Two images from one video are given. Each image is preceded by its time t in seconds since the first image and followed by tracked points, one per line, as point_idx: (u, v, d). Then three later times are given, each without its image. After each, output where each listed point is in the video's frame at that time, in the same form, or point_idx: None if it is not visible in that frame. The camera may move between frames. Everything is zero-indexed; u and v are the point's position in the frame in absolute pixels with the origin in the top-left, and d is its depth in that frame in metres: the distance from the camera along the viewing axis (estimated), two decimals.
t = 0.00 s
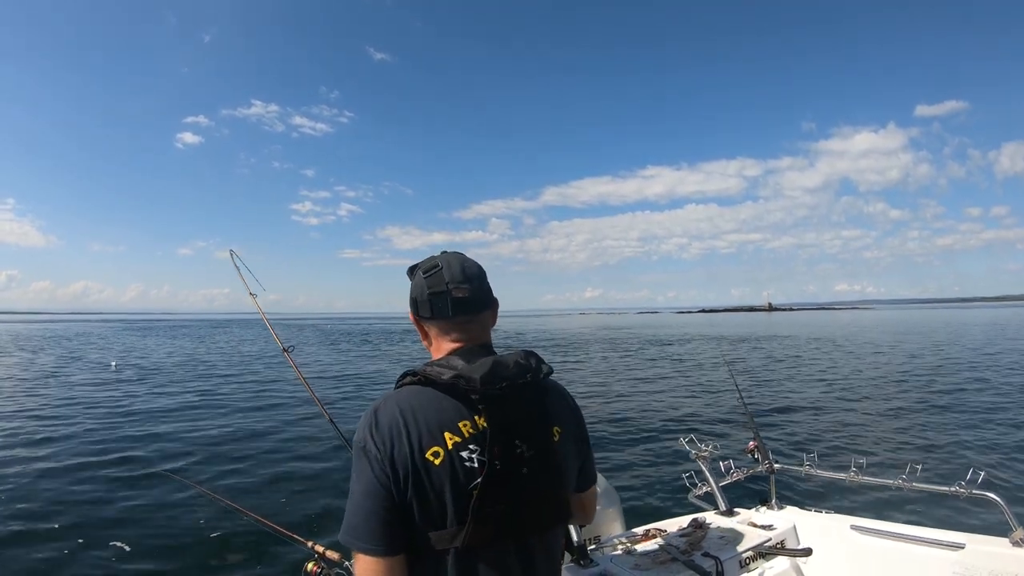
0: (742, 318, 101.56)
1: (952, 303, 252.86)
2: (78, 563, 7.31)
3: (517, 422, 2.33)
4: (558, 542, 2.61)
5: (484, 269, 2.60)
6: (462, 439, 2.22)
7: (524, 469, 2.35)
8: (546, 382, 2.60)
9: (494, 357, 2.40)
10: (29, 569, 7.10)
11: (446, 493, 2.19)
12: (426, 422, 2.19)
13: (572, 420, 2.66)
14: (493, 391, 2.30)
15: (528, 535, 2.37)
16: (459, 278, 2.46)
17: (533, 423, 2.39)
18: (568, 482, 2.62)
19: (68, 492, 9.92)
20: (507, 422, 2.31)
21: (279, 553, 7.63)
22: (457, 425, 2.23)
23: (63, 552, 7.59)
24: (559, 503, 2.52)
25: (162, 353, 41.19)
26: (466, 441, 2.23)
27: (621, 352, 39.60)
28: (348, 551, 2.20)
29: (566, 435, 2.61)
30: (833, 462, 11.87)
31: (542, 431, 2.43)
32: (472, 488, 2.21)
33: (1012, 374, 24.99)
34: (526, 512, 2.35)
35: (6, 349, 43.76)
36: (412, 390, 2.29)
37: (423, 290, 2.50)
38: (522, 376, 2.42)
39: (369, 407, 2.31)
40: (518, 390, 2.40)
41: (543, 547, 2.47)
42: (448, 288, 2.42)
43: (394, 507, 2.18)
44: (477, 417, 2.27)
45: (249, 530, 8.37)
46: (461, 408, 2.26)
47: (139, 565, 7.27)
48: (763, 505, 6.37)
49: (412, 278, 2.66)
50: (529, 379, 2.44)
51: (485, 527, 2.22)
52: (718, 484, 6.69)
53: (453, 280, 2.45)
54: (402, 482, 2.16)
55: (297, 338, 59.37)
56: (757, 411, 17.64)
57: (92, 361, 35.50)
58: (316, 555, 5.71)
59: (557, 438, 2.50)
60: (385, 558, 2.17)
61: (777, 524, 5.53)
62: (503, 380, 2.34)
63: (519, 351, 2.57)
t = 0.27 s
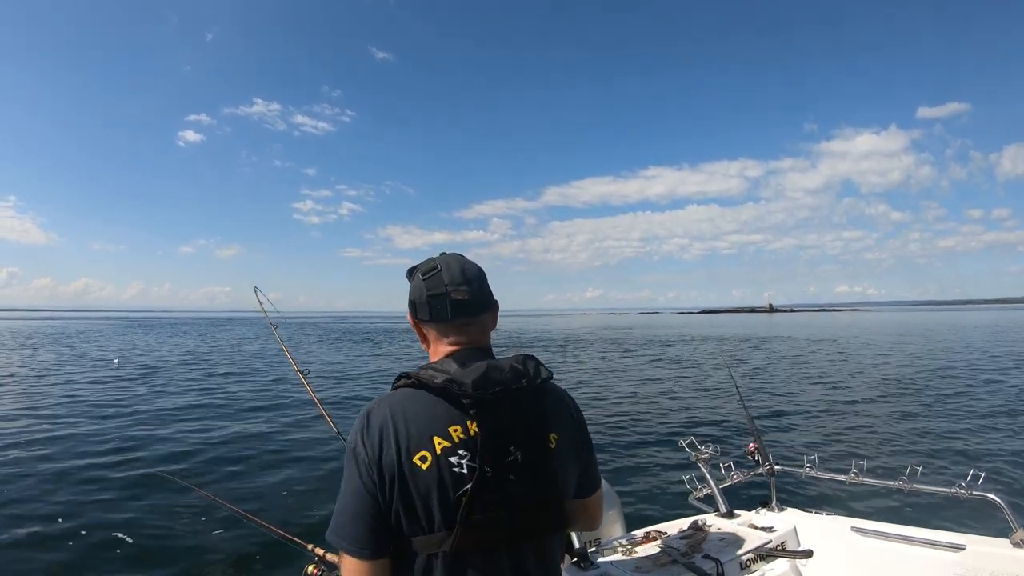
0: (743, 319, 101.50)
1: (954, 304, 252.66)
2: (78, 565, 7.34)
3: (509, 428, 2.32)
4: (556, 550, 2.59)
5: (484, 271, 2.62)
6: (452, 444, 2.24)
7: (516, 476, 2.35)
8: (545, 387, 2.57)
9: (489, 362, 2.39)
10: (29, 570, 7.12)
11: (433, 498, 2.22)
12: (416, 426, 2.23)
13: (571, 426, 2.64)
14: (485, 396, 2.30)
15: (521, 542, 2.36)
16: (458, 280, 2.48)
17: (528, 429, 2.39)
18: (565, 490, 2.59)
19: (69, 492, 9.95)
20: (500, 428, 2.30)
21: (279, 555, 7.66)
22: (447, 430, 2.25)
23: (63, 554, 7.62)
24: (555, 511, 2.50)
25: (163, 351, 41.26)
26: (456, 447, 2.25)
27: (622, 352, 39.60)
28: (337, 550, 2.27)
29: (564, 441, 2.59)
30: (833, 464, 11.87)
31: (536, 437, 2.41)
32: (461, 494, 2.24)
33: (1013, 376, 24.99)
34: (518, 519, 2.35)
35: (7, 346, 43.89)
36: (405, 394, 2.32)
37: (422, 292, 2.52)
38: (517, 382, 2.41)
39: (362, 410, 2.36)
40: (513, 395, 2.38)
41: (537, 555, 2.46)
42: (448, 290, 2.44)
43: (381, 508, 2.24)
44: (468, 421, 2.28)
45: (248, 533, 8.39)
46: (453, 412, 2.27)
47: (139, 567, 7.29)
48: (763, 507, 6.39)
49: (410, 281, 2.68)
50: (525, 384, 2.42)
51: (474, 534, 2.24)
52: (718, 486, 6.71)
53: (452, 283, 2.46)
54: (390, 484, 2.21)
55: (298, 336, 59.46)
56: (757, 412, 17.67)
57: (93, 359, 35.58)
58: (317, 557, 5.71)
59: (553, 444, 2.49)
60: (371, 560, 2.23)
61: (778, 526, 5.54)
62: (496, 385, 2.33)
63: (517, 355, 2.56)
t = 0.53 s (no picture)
0: (744, 320, 101.32)
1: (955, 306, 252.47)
2: (76, 552, 7.35)
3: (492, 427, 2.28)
4: (550, 559, 2.47)
5: (484, 268, 2.64)
6: (433, 441, 2.25)
7: (498, 478, 2.30)
8: (540, 388, 2.48)
9: (478, 360, 2.37)
10: (27, 557, 7.14)
11: (412, 493, 2.24)
12: (398, 421, 2.26)
13: (568, 430, 2.52)
14: (468, 395, 2.27)
15: (504, 545, 2.31)
16: (457, 273, 2.51)
17: (513, 429, 2.32)
18: (558, 496, 2.47)
19: (68, 484, 9.96)
20: (482, 427, 2.27)
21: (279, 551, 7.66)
22: (430, 427, 2.26)
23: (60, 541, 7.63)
24: (544, 518, 2.40)
25: (164, 349, 41.26)
26: (437, 444, 2.25)
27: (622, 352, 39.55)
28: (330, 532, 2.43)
29: (559, 445, 2.47)
30: (833, 465, 11.85)
31: (523, 438, 2.34)
32: (440, 492, 2.24)
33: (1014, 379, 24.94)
34: (500, 521, 2.30)
35: (8, 343, 43.91)
36: (395, 388, 2.37)
37: (421, 286, 2.54)
38: (505, 381, 2.34)
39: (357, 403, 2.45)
40: (500, 394, 2.32)
41: (525, 562, 2.37)
42: (446, 283, 2.47)
43: (365, 498, 2.33)
44: (452, 419, 2.27)
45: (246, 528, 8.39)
46: (437, 409, 2.28)
47: (137, 555, 7.30)
48: (762, 508, 6.38)
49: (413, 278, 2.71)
50: (513, 384, 2.35)
51: (453, 532, 2.23)
52: (717, 487, 6.70)
53: (451, 276, 2.50)
54: (371, 476, 2.29)
55: (298, 335, 59.46)
56: (757, 413, 17.66)
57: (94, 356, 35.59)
58: (316, 555, 5.70)
59: (544, 448, 2.39)
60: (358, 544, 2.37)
61: (777, 528, 5.53)
62: (481, 383, 2.30)
63: (512, 356, 2.51)
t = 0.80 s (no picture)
0: (744, 319, 101.21)
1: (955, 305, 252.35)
2: (73, 556, 7.39)
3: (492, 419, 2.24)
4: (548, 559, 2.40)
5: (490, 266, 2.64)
6: (434, 431, 2.23)
7: (497, 470, 2.26)
8: (543, 383, 2.43)
9: (481, 353, 2.35)
10: (25, 561, 7.15)
11: (413, 482, 2.23)
12: (400, 411, 2.26)
13: (571, 426, 2.44)
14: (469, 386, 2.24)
15: (502, 538, 2.27)
16: (462, 269, 2.52)
17: (513, 421, 2.28)
18: (558, 495, 2.40)
19: (66, 486, 9.99)
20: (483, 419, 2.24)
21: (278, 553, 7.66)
22: (432, 417, 2.24)
23: (57, 546, 7.66)
24: (543, 514, 2.33)
25: (164, 348, 41.36)
26: (437, 434, 2.24)
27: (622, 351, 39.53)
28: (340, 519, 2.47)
29: (561, 443, 2.40)
30: (831, 464, 11.84)
31: (524, 430, 2.29)
32: (440, 482, 2.22)
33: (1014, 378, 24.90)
34: (499, 514, 2.25)
35: (8, 342, 44.05)
36: (399, 379, 2.37)
37: (427, 282, 2.56)
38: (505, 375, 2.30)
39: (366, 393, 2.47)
40: (502, 386, 2.29)
41: (522, 559, 2.32)
42: (450, 278, 2.48)
43: (370, 488, 2.34)
44: (454, 410, 2.25)
45: (244, 530, 8.41)
46: (439, 399, 2.26)
47: (133, 560, 7.33)
48: (760, 509, 6.37)
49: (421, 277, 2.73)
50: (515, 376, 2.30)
51: (452, 522, 2.22)
52: (715, 488, 6.69)
53: (455, 272, 2.51)
54: (374, 465, 2.29)
55: (298, 333, 59.58)
56: (757, 412, 17.64)
57: (94, 355, 35.69)
58: (313, 553, 5.69)
59: (544, 444, 2.32)
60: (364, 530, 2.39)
61: (774, 528, 5.52)
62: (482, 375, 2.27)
63: (515, 352, 2.49)
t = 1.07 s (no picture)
0: (744, 319, 101.00)
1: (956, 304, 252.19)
2: (69, 553, 7.35)
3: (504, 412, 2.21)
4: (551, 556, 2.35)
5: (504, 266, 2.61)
6: (445, 423, 2.18)
7: (507, 464, 2.21)
8: (552, 379, 2.39)
9: (493, 349, 2.31)
10: (20, 557, 7.12)
11: (423, 474, 2.17)
12: (411, 403, 2.20)
13: (577, 424, 2.43)
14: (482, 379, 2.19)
15: (508, 533, 2.21)
16: (475, 267, 2.48)
17: (525, 414, 2.24)
18: (563, 491, 2.36)
19: (63, 484, 9.96)
20: (495, 412, 2.20)
21: (276, 549, 7.63)
22: (442, 410, 2.19)
23: (53, 541, 7.63)
24: (550, 510, 2.29)
25: (162, 350, 41.40)
26: (449, 426, 2.18)
27: (620, 352, 39.50)
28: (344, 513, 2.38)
29: (568, 441, 2.38)
30: (831, 463, 11.79)
31: (535, 424, 2.25)
32: (449, 474, 2.17)
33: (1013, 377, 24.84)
34: (507, 508, 2.20)
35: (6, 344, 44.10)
36: (411, 373, 2.32)
37: (441, 281, 2.52)
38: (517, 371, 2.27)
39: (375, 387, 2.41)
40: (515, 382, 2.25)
41: (527, 554, 2.28)
42: (464, 276, 2.44)
43: (378, 480, 2.26)
44: (466, 404, 2.20)
45: (242, 525, 8.38)
46: (451, 392, 2.22)
47: (128, 556, 7.29)
48: (759, 509, 6.32)
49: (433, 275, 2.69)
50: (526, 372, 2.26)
51: (460, 515, 2.16)
52: (714, 488, 6.64)
53: (469, 270, 2.47)
54: (383, 458, 2.23)
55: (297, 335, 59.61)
56: (756, 412, 17.59)
57: (92, 357, 35.72)
58: (311, 550, 5.64)
59: (552, 440, 2.29)
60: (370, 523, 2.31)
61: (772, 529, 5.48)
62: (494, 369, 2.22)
63: (525, 350, 2.45)
